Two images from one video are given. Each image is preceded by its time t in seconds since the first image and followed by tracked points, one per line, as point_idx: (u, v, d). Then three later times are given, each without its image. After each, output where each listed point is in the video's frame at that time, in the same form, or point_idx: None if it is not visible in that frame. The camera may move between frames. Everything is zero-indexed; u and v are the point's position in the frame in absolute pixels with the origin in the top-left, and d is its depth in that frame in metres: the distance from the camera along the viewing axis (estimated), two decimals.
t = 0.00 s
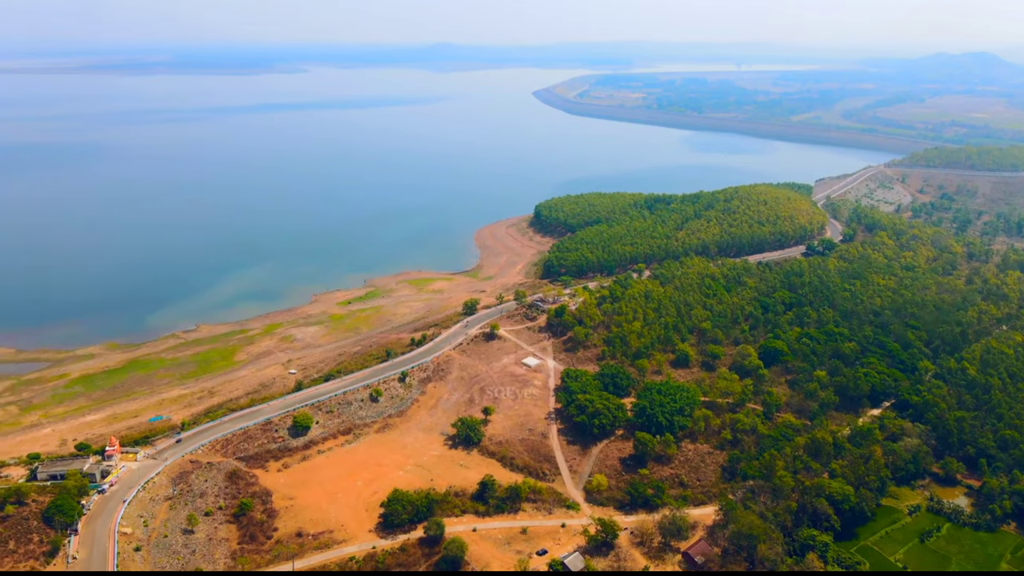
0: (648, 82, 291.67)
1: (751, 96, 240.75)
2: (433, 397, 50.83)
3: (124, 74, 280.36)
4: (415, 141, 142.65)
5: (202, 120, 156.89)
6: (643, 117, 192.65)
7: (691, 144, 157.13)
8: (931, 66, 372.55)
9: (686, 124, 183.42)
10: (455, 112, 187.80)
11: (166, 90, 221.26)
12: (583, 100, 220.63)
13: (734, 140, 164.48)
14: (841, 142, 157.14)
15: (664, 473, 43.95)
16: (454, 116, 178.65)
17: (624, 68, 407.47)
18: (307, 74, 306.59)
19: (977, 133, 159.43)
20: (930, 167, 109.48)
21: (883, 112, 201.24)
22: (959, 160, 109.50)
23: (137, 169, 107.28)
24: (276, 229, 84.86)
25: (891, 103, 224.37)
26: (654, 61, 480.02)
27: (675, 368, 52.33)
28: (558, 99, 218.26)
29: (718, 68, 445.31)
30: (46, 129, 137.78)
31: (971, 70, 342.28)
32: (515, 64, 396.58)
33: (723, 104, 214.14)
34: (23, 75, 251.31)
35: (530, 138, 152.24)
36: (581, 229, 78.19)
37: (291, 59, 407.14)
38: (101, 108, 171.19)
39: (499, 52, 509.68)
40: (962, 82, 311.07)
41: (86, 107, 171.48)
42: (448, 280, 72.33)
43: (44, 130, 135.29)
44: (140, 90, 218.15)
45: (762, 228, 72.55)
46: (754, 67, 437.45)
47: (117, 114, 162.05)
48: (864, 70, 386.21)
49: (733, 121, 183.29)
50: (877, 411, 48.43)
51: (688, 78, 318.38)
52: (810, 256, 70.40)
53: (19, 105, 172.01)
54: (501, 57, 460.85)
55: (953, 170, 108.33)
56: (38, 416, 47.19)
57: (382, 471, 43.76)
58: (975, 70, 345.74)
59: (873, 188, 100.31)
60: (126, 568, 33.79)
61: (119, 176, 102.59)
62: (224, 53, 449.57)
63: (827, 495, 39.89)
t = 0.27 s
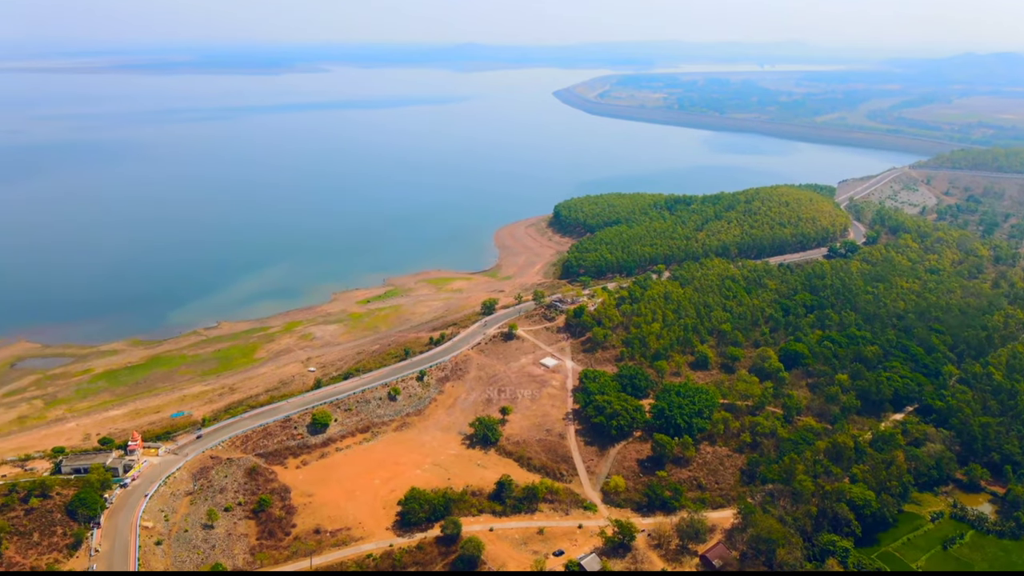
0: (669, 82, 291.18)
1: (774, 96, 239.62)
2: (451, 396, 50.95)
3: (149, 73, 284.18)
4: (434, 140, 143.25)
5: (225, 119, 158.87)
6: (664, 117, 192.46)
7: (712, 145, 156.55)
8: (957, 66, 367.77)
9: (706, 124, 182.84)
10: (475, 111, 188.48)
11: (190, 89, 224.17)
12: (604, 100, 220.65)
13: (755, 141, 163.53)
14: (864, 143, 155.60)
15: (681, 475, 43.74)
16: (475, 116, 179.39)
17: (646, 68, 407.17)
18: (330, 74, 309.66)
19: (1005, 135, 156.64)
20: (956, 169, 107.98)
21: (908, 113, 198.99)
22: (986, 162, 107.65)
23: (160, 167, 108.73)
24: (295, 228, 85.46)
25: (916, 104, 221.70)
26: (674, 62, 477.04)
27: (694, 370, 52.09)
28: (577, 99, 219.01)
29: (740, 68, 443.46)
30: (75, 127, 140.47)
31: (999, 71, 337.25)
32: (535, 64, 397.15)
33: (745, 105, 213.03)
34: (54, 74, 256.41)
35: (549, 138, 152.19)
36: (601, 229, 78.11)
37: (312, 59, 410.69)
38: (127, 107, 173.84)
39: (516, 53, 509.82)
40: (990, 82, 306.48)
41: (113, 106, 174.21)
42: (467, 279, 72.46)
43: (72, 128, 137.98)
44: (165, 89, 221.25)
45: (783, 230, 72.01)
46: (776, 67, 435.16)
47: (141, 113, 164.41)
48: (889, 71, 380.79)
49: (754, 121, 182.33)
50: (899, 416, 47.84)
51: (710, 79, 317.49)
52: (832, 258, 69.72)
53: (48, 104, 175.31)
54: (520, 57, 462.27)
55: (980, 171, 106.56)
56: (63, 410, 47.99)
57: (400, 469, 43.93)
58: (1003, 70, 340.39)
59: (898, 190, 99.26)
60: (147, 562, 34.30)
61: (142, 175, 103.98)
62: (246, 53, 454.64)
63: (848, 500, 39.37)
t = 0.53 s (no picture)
0: (686, 82, 290.39)
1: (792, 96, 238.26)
2: (465, 395, 51.04)
3: (168, 72, 287.33)
4: (449, 140, 143.66)
5: (243, 118, 160.47)
6: (680, 117, 192.26)
7: (729, 145, 156.07)
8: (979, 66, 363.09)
9: (723, 124, 182.33)
10: (491, 111, 188.96)
11: (208, 89, 226.38)
12: (620, 100, 220.65)
13: (772, 142, 162.70)
14: (883, 144, 154.32)
15: (696, 477, 43.55)
16: (491, 116, 179.89)
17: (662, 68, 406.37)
18: (348, 73, 311.66)
19: None
20: (977, 171, 106.74)
21: (928, 114, 196.92)
22: (1008, 163, 106.27)
23: (177, 166, 109.79)
24: (309, 226, 85.94)
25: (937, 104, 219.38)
26: (690, 62, 474.62)
27: (709, 372, 51.88)
28: (593, 99, 219.43)
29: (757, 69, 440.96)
30: (96, 126, 142.43)
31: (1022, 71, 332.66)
32: (550, 64, 397.39)
33: (762, 105, 212.01)
34: (77, 74, 260.04)
35: (563, 138, 152.09)
36: (616, 230, 78.04)
37: (327, 58, 412.83)
38: (146, 107, 175.87)
39: (530, 53, 509.88)
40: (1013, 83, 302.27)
41: (133, 106, 176.40)
42: (481, 279, 72.57)
43: (93, 127, 139.93)
44: (184, 89, 223.66)
45: (800, 231, 71.57)
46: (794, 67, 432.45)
47: (161, 112, 166.33)
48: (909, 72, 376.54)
49: (771, 122, 181.48)
50: (917, 420, 47.37)
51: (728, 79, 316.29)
52: (850, 260, 69.22)
53: (70, 103, 177.82)
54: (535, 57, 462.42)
55: (1002, 173, 105.19)
56: (82, 406, 48.53)
57: (413, 468, 44.05)
58: None
59: (917, 192, 98.40)
60: (162, 557, 34.58)
61: (159, 173, 104.94)
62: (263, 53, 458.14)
63: (864, 504, 39.02)
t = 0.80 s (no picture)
0: (707, 82, 288.96)
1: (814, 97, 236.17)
2: (483, 395, 51.12)
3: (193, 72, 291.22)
4: (469, 140, 144.04)
5: (265, 118, 162.21)
6: (700, 117, 191.60)
7: (750, 146, 155.17)
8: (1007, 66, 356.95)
9: (744, 125, 181.37)
10: (511, 111, 189.44)
11: (231, 88, 228.94)
12: (640, 100, 220.24)
13: (794, 143, 161.39)
14: (907, 146, 152.44)
15: (714, 480, 43.24)
16: (511, 115, 180.33)
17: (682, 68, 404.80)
18: (370, 73, 314.01)
19: None
20: (1005, 173, 105.04)
21: (954, 115, 194.05)
22: None
23: (199, 164, 111.18)
24: (328, 225, 86.60)
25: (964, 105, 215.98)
26: (710, 63, 471.13)
27: (728, 374, 51.57)
28: (613, 99, 219.49)
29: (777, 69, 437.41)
30: (121, 124, 144.84)
31: None
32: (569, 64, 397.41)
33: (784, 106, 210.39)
34: (105, 73, 264.59)
35: (582, 138, 151.87)
36: (635, 230, 77.87)
37: (347, 58, 415.59)
38: (170, 106, 178.39)
39: (548, 53, 510.03)
40: None
41: (157, 105, 179.02)
42: (500, 279, 72.69)
43: (119, 126, 142.39)
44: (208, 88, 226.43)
45: (823, 233, 71.00)
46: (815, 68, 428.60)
47: (186, 111, 168.67)
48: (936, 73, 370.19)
49: (793, 123, 180.07)
50: (941, 425, 46.69)
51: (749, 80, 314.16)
52: (873, 262, 68.49)
53: (98, 101, 181.16)
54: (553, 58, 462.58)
55: None
56: (106, 401, 49.26)
57: (431, 467, 44.17)
58: None
59: (942, 194, 97.21)
60: (183, 552, 34.95)
61: (180, 172, 106.24)
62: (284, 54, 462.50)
63: (886, 510, 38.47)
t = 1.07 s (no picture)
0: (726, 83, 287.68)
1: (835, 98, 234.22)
2: (500, 395, 51.17)
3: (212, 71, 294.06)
4: (486, 140, 144.35)
5: (284, 117, 163.61)
6: (718, 118, 190.94)
7: (769, 147, 154.27)
8: None
9: (763, 126, 180.42)
10: (529, 111, 189.77)
11: (251, 87, 231.02)
12: (658, 100, 219.76)
13: (815, 144, 160.16)
14: (930, 148, 150.73)
15: (731, 483, 42.92)
16: (529, 115, 180.65)
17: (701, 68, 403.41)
18: (388, 73, 315.86)
19: None
20: None
21: (978, 116, 191.38)
22: None
23: (218, 163, 112.34)
24: (344, 224, 87.09)
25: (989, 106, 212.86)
26: (727, 64, 467.99)
27: (746, 376, 51.27)
28: (632, 99, 219.44)
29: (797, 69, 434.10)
30: (144, 124, 146.82)
31: None
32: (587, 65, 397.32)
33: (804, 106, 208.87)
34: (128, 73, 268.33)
35: (599, 139, 151.61)
36: (653, 231, 77.72)
37: (364, 58, 417.86)
38: (190, 105, 180.32)
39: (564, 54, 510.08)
40: None
41: (178, 104, 181.16)
42: (517, 279, 72.75)
43: (141, 125, 144.37)
44: (227, 87, 228.61)
45: (843, 235, 70.43)
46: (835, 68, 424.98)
47: (207, 111, 170.63)
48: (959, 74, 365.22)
49: (813, 124, 178.73)
50: (963, 431, 46.10)
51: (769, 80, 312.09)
52: (895, 265, 67.87)
53: (122, 101, 183.82)
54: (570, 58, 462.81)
55: None
56: (126, 397, 49.85)
57: (447, 466, 44.26)
58: None
59: (966, 197, 96.07)
60: (201, 547, 35.25)
61: (199, 171, 107.35)
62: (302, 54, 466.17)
63: (906, 516, 37.92)
